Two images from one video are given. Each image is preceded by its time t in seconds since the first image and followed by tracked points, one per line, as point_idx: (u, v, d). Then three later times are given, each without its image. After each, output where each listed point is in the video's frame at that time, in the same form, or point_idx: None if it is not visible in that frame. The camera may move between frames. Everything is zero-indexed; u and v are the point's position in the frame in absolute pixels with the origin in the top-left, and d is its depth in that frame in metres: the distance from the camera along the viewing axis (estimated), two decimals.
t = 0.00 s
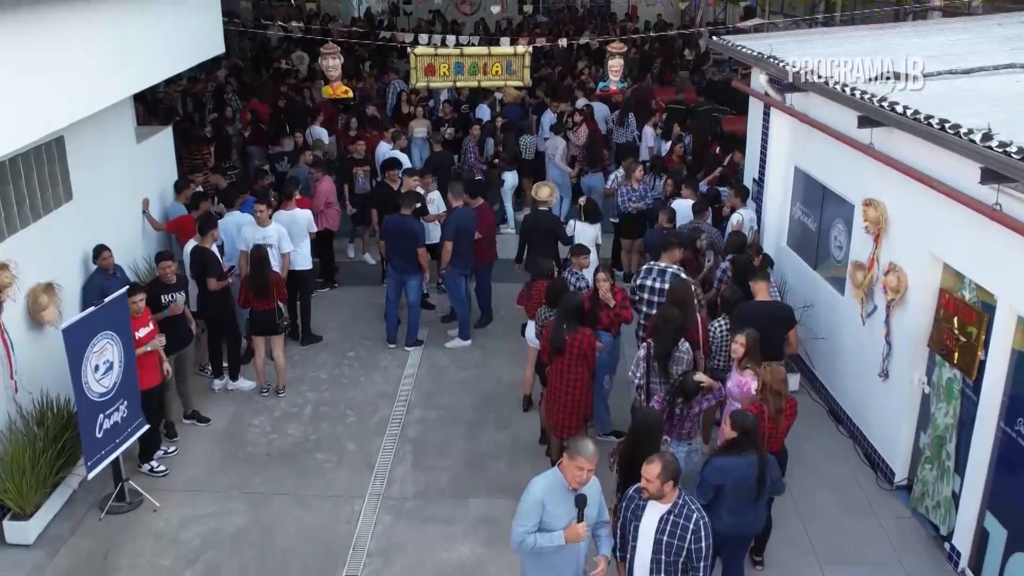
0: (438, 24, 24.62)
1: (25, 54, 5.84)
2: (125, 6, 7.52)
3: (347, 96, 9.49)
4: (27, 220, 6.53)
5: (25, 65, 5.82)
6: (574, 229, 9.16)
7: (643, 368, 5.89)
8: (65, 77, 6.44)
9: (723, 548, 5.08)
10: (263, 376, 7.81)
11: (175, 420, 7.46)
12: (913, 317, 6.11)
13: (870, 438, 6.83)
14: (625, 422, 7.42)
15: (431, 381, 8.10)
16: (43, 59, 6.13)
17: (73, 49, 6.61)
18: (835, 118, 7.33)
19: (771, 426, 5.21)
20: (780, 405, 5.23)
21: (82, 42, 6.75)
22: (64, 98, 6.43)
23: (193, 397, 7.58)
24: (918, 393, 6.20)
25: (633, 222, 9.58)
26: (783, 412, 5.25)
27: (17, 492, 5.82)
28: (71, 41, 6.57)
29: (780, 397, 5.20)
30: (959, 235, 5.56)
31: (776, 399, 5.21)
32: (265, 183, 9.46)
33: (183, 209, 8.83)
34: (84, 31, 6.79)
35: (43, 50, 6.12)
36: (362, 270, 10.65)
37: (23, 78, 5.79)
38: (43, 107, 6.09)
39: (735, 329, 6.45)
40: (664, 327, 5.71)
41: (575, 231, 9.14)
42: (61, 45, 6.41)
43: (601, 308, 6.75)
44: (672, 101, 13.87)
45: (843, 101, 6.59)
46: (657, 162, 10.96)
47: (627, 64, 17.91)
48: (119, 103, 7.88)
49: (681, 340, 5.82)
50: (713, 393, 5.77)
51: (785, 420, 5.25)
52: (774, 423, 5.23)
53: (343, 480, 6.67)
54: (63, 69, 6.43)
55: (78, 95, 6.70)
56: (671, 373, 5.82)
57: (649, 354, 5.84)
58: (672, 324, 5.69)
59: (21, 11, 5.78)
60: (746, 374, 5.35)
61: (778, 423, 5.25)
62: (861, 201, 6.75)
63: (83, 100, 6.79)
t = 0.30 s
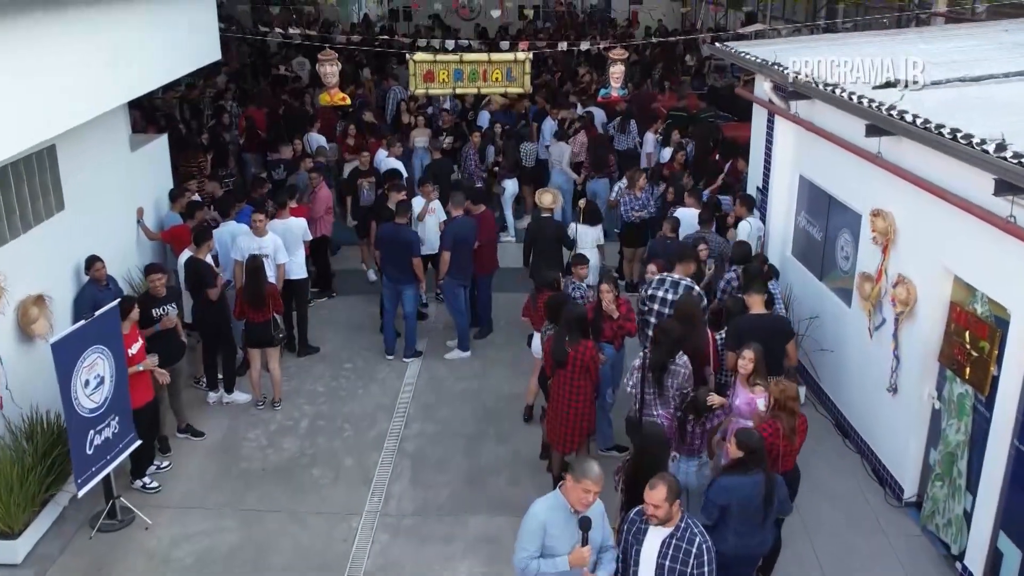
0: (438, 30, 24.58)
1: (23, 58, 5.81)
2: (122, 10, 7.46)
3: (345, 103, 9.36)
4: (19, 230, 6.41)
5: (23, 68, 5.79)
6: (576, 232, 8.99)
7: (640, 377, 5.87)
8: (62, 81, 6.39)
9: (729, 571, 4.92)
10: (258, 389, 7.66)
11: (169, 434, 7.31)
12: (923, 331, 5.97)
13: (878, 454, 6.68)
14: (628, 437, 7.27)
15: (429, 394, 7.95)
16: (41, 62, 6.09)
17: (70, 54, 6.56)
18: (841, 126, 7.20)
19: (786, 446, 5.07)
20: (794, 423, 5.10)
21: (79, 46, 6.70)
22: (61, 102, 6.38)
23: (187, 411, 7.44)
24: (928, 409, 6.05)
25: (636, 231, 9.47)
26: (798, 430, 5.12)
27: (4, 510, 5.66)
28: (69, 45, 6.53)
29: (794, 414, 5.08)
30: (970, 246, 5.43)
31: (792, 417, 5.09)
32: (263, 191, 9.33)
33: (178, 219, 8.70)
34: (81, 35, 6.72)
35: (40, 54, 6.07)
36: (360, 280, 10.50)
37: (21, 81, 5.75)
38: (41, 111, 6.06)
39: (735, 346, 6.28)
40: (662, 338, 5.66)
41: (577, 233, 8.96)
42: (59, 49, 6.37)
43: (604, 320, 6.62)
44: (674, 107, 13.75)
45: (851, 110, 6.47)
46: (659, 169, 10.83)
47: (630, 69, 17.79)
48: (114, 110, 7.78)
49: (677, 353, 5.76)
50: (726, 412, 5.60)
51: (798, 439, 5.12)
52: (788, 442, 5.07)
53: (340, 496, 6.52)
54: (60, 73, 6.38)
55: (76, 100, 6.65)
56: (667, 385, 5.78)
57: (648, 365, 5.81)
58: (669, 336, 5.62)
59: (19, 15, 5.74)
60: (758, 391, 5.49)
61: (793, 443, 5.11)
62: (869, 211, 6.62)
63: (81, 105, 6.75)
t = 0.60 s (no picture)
0: (438, 35, 24.51)
1: (22, 63, 5.74)
2: (118, 15, 7.36)
3: (343, 110, 9.23)
4: (9, 241, 6.27)
5: (22, 73, 5.73)
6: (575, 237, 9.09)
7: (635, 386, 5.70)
8: (60, 84, 6.32)
9: None
10: (254, 402, 7.51)
11: (162, 449, 7.16)
12: (933, 345, 5.83)
13: (886, 470, 6.54)
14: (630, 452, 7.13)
15: (428, 407, 7.81)
16: (41, 67, 6.04)
17: (68, 60, 6.48)
18: (847, 134, 7.07)
19: (795, 466, 4.93)
20: (805, 442, 4.96)
21: (76, 51, 6.62)
22: (59, 109, 6.31)
23: (180, 426, 7.29)
24: (938, 425, 5.91)
25: (638, 241, 9.35)
26: (808, 450, 4.98)
27: None
28: (67, 50, 6.46)
29: (805, 433, 4.95)
30: (982, 259, 5.29)
31: (802, 436, 4.95)
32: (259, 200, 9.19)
33: (173, 228, 8.56)
34: (79, 40, 6.66)
35: (38, 59, 6.00)
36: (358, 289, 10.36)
37: (21, 87, 5.69)
38: (40, 117, 5.99)
39: (740, 363, 6.13)
40: (661, 352, 5.51)
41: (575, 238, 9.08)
42: (57, 54, 6.30)
43: (608, 333, 6.57)
44: (676, 114, 13.63)
45: (858, 118, 6.33)
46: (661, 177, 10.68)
47: (630, 75, 17.69)
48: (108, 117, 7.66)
49: (675, 368, 5.60)
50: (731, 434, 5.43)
51: (810, 459, 5.00)
52: (799, 463, 4.93)
53: (336, 514, 6.37)
54: (58, 79, 6.30)
55: (74, 105, 6.58)
56: (664, 401, 5.61)
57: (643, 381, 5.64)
58: (668, 349, 5.48)
59: (19, 19, 5.69)
60: (770, 410, 5.50)
61: (803, 463, 4.97)
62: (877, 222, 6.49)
63: (80, 110, 6.67)
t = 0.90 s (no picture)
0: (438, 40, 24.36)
1: (15, 70, 5.65)
2: (113, 21, 7.25)
3: (341, 118, 9.07)
4: None
5: (15, 80, 5.64)
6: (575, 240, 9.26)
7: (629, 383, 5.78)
8: (57, 91, 6.29)
9: None
10: (249, 417, 7.36)
11: (155, 465, 7.00)
12: (946, 361, 5.66)
13: (896, 487, 6.37)
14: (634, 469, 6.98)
15: (427, 422, 7.65)
16: (38, 72, 6.00)
17: (62, 67, 6.38)
18: (856, 143, 6.91)
19: (804, 490, 4.83)
20: (814, 465, 4.83)
21: (71, 58, 6.52)
22: (53, 117, 6.21)
23: (174, 442, 7.13)
24: (951, 443, 5.74)
25: (642, 251, 9.19)
26: (819, 473, 4.85)
27: None
28: (61, 57, 6.36)
29: (815, 457, 4.81)
30: (998, 273, 5.12)
31: (812, 459, 4.82)
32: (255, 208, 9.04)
33: (167, 237, 8.41)
34: (77, 44, 6.61)
35: (32, 66, 5.91)
36: (356, 299, 10.21)
37: (14, 94, 5.61)
38: (33, 125, 5.89)
39: (746, 379, 5.99)
40: (661, 370, 5.36)
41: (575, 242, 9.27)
42: (51, 61, 6.21)
43: (613, 346, 6.31)
44: (678, 120, 13.46)
45: (867, 127, 6.17)
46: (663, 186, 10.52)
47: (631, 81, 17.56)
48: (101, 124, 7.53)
49: (675, 388, 5.44)
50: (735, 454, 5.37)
51: (820, 483, 4.86)
52: (808, 487, 4.82)
53: (332, 533, 6.20)
54: (52, 86, 6.21)
55: (68, 112, 6.48)
56: (662, 418, 5.47)
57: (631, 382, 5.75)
58: (670, 366, 5.33)
59: (12, 25, 5.60)
60: (779, 428, 5.35)
61: (812, 487, 4.85)
62: (887, 234, 6.33)
63: (76, 116, 6.61)
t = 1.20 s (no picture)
0: (438, 45, 24.19)
1: (10, 74, 5.59)
2: (108, 26, 7.15)
3: (338, 125, 8.91)
4: None
5: (12, 83, 5.62)
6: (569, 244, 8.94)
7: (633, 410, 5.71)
8: (56, 94, 6.27)
9: None
10: (243, 433, 7.17)
11: (146, 483, 6.82)
12: (961, 379, 5.48)
13: (908, 507, 6.19)
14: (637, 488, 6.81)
15: (425, 438, 7.46)
16: (36, 76, 6.00)
17: (55, 74, 6.28)
18: (865, 154, 6.75)
19: (814, 514, 4.72)
20: (825, 491, 4.71)
21: (64, 65, 6.43)
22: (46, 123, 6.11)
23: (165, 459, 6.95)
24: (965, 464, 5.55)
25: (644, 263, 9.03)
26: (830, 499, 4.72)
27: None
28: (54, 64, 6.26)
29: (825, 483, 4.69)
30: (1015, 289, 4.94)
31: (822, 485, 4.70)
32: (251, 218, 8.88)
33: (160, 248, 8.25)
34: (76, 48, 6.60)
35: (26, 73, 5.81)
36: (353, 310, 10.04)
37: (11, 97, 5.59)
38: (26, 133, 5.79)
39: (757, 397, 5.81)
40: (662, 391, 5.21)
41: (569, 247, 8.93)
42: (45, 69, 6.12)
43: (619, 364, 6.12)
44: (680, 127, 13.30)
45: (878, 136, 6.00)
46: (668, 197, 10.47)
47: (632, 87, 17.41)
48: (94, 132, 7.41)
49: (675, 409, 5.24)
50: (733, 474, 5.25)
51: (830, 511, 4.74)
52: (818, 512, 4.71)
53: (327, 555, 6.02)
54: (45, 93, 6.12)
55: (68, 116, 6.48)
56: (658, 437, 5.26)
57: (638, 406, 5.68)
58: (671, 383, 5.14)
59: (9, 29, 5.57)
60: (791, 445, 5.29)
61: (823, 513, 4.73)
62: (899, 248, 6.16)
63: (75, 120, 6.60)
